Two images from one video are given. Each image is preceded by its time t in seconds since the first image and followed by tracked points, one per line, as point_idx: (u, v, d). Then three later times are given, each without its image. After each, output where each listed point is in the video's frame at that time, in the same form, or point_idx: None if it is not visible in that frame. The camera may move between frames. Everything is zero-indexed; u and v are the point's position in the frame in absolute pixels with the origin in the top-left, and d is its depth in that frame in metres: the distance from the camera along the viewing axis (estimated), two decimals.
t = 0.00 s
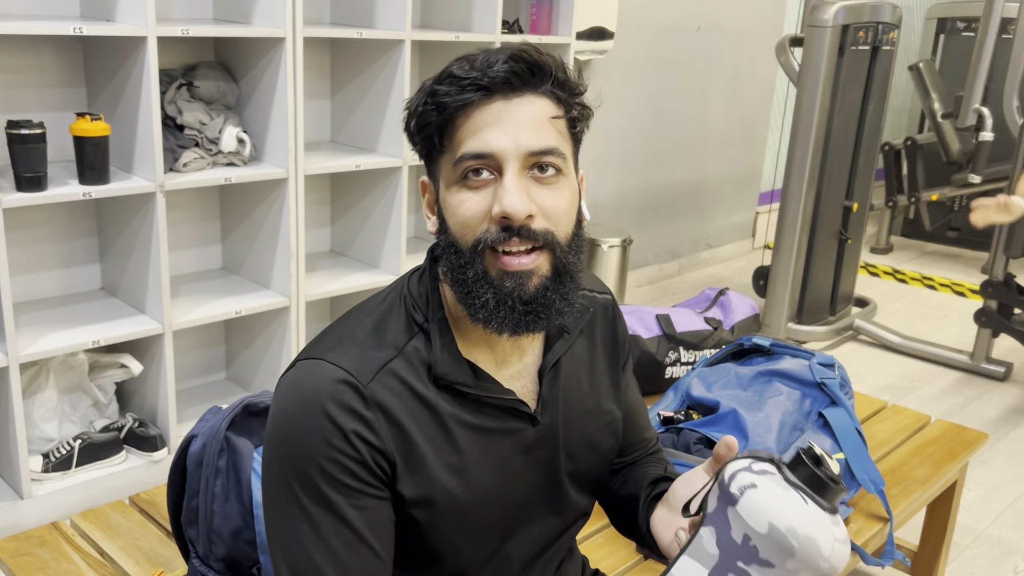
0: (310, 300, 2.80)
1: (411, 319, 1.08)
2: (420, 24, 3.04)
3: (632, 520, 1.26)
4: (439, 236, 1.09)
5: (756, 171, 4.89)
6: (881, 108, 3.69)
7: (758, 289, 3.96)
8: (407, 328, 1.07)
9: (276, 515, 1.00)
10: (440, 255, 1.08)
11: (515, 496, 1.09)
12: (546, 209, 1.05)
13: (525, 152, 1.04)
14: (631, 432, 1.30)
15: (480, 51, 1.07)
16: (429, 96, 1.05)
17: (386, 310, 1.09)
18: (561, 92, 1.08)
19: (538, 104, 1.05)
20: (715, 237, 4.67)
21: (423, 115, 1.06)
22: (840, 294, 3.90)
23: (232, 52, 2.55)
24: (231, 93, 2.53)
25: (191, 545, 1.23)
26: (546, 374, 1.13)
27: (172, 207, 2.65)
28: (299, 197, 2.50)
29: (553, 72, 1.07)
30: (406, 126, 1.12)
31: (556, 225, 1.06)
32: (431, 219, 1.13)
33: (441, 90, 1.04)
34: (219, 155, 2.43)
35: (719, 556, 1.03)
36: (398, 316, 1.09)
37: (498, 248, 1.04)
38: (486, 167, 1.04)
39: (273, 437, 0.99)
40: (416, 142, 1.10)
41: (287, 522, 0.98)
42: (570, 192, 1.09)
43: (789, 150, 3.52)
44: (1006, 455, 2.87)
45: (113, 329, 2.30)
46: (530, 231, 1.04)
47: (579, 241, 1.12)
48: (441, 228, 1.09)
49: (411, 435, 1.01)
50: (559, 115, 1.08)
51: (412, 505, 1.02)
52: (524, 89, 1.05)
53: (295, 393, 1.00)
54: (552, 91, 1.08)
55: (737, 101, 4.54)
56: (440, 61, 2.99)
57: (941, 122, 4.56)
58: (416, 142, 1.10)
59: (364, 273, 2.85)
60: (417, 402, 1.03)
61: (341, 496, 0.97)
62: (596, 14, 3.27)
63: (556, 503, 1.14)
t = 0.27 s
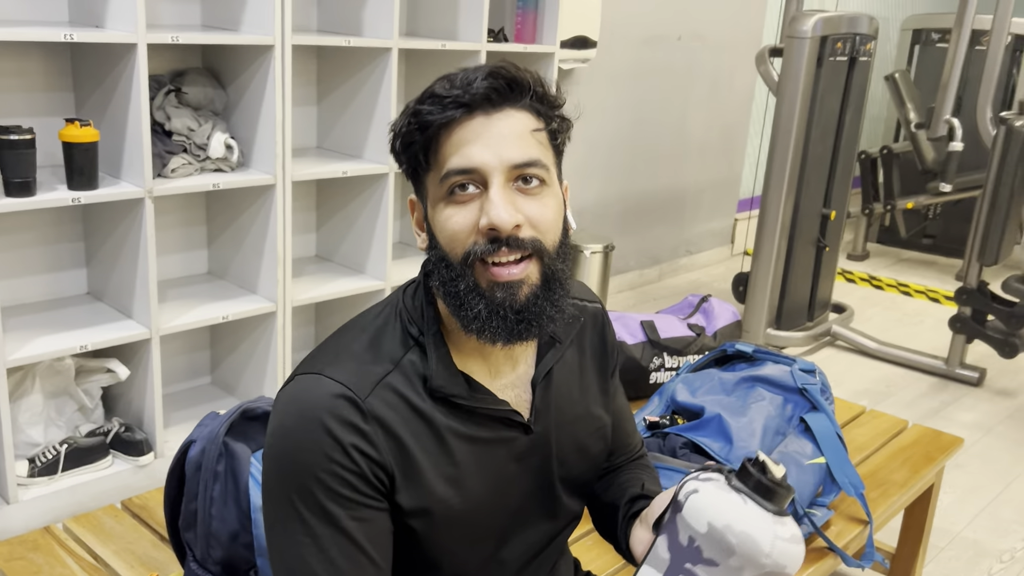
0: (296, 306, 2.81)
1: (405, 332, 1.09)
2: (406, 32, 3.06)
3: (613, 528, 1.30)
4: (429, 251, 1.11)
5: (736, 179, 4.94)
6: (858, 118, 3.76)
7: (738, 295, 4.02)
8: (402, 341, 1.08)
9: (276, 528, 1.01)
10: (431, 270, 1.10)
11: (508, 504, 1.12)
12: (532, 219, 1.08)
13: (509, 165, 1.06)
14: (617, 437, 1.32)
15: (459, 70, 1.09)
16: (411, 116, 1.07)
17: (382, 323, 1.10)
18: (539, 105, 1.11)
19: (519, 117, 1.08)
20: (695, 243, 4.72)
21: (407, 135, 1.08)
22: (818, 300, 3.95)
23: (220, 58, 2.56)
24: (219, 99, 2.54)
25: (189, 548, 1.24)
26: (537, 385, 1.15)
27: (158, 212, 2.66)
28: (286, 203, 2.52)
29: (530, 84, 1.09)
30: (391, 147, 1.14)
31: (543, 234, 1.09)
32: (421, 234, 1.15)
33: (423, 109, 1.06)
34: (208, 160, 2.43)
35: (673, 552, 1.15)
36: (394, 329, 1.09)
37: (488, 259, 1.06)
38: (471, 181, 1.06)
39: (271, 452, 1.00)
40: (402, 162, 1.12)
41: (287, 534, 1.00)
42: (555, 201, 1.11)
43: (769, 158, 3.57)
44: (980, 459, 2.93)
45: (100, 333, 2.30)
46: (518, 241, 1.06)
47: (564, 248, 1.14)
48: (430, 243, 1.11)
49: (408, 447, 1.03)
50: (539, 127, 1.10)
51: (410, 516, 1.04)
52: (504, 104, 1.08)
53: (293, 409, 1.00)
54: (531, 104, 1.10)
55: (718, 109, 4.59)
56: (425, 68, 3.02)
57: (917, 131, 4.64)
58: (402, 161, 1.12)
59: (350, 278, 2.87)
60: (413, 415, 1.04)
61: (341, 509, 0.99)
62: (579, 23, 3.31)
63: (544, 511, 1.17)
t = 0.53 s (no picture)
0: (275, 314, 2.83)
1: (408, 337, 1.14)
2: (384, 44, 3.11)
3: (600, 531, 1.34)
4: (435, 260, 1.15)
5: (703, 192, 5.04)
6: (824, 134, 3.86)
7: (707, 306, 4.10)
8: (405, 345, 1.13)
9: (282, 523, 1.05)
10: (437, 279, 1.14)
11: (505, 504, 1.16)
12: (538, 240, 1.11)
13: (520, 188, 1.09)
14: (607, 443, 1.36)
15: (479, 92, 1.12)
16: (429, 132, 1.10)
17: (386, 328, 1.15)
18: (553, 132, 1.15)
19: (533, 143, 1.11)
20: (664, 255, 4.80)
21: (423, 149, 1.11)
22: (784, 311, 4.05)
23: (202, 69, 2.59)
24: (202, 109, 2.56)
25: (189, 550, 1.27)
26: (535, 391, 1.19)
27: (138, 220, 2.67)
28: (268, 212, 2.55)
29: (547, 114, 1.13)
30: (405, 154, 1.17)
31: (547, 254, 1.12)
32: (427, 244, 1.18)
33: (441, 127, 1.09)
34: (190, 169, 2.45)
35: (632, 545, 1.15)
36: (397, 334, 1.14)
37: (493, 274, 1.10)
38: (483, 201, 1.09)
39: (278, 450, 1.05)
40: (415, 173, 1.15)
41: (292, 529, 1.04)
42: (560, 223, 1.15)
43: (738, 173, 3.66)
44: (942, 465, 3.02)
45: (82, 341, 2.30)
46: (525, 260, 1.09)
47: (566, 267, 1.18)
48: (438, 253, 1.14)
49: (410, 446, 1.08)
50: (551, 154, 1.13)
51: (412, 512, 1.09)
52: (520, 130, 1.11)
53: (300, 409, 1.05)
54: (545, 131, 1.13)
55: (687, 123, 4.69)
56: (404, 81, 3.06)
57: (879, 147, 4.78)
58: (414, 173, 1.15)
59: (329, 287, 2.89)
60: (415, 415, 1.09)
61: (345, 504, 1.03)
62: (554, 38, 3.37)
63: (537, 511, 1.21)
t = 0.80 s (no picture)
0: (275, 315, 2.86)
1: (438, 336, 1.20)
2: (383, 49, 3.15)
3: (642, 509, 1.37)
4: (466, 266, 1.18)
5: (692, 197, 5.10)
6: (812, 140, 3.93)
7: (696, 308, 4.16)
8: (434, 345, 1.19)
9: (317, 517, 1.09)
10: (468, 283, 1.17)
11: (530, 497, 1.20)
12: (565, 247, 1.13)
13: (549, 199, 1.11)
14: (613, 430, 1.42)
15: (507, 106, 1.15)
16: (459, 145, 1.14)
17: (415, 330, 1.21)
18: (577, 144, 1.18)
19: (560, 154, 1.14)
20: (653, 258, 4.86)
21: (454, 161, 1.15)
22: (772, 314, 4.11)
23: (206, 71, 2.62)
24: (205, 111, 2.59)
25: (213, 543, 1.30)
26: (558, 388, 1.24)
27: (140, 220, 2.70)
28: (271, 213, 2.57)
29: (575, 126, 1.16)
30: (434, 164, 1.20)
31: (574, 260, 1.15)
32: (455, 250, 1.22)
33: (471, 140, 1.13)
34: (195, 171, 2.48)
35: (729, 532, 0.98)
36: (427, 334, 1.20)
37: (523, 280, 1.13)
38: (512, 210, 1.11)
39: (315, 445, 1.10)
40: (445, 184, 1.18)
41: (327, 521, 1.08)
42: (586, 230, 1.17)
43: (728, 178, 3.72)
44: (928, 466, 3.09)
45: (86, 340, 2.33)
46: (553, 266, 1.12)
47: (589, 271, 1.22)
48: (468, 260, 1.17)
49: (441, 440, 1.12)
50: (576, 164, 1.16)
51: (442, 504, 1.13)
52: (547, 142, 1.14)
53: (336, 405, 1.11)
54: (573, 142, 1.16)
55: (677, 128, 4.75)
56: (403, 84, 3.10)
57: (864, 154, 4.86)
58: (444, 184, 1.19)
59: (328, 288, 2.92)
60: (445, 411, 1.14)
61: (379, 496, 1.07)
62: (550, 43, 3.42)
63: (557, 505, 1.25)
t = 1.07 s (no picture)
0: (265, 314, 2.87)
1: (459, 334, 1.21)
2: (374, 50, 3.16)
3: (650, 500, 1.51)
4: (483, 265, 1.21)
5: (675, 200, 5.15)
6: (795, 145, 3.99)
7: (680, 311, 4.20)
8: (457, 341, 1.20)
9: (343, 512, 1.09)
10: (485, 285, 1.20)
11: (545, 489, 1.23)
12: (582, 244, 1.19)
13: (565, 198, 1.17)
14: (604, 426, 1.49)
15: (516, 109, 1.18)
16: (472, 150, 1.17)
17: (437, 326, 1.22)
18: (585, 144, 1.23)
19: (571, 156, 1.19)
20: (637, 260, 4.90)
21: (468, 166, 1.17)
22: (755, 317, 4.16)
23: (198, 70, 2.62)
24: (198, 110, 2.59)
25: (218, 538, 1.32)
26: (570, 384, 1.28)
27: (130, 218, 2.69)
28: (263, 212, 2.58)
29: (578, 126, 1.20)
30: (443, 169, 1.23)
31: (590, 256, 1.21)
32: (470, 251, 1.25)
33: (486, 145, 1.16)
34: (187, 169, 2.48)
35: (787, 520, 1.27)
36: (449, 331, 1.21)
37: (544, 279, 1.17)
38: (531, 211, 1.16)
39: (343, 441, 1.09)
40: (458, 187, 1.21)
41: (356, 517, 1.08)
42: (597, 226, 1.23)
43: (713, 182, 3.77)
44: (908, 466, 3.15)
45: (78, 338, 2.32)
46: (573, 264, 1.17)
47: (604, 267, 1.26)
48: (484, 261, 1.21)
49: (469, 435, 1.14)
50: (586, 164, 1.21)
51: (467, 497, 1.15)
52: (560, 144, 1.18)
53: (367, 401, 1.10)
54: (579, 143, 1.21)
55: (661, 132, 4.80)
56: (394, 86, 3.12)
57: (844, 159, 4.93)
58: (456, 187, 1.21)
59: (317, 287, 2.93)
60: (472, 406, 1.16)
61: (411, 491, 1.08)
62: (538, 46, 3.45)
63: (566, 498, 1.29)
